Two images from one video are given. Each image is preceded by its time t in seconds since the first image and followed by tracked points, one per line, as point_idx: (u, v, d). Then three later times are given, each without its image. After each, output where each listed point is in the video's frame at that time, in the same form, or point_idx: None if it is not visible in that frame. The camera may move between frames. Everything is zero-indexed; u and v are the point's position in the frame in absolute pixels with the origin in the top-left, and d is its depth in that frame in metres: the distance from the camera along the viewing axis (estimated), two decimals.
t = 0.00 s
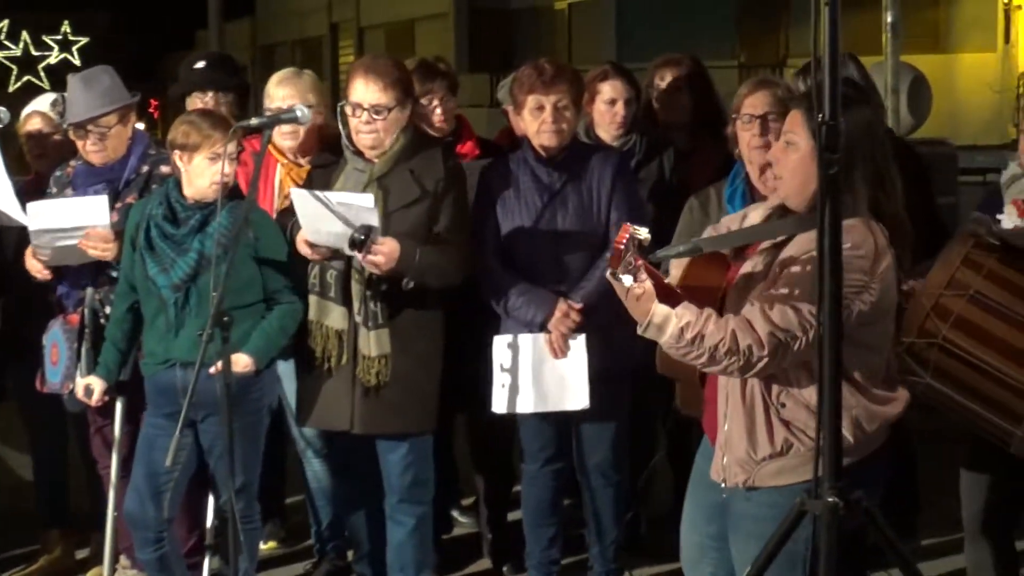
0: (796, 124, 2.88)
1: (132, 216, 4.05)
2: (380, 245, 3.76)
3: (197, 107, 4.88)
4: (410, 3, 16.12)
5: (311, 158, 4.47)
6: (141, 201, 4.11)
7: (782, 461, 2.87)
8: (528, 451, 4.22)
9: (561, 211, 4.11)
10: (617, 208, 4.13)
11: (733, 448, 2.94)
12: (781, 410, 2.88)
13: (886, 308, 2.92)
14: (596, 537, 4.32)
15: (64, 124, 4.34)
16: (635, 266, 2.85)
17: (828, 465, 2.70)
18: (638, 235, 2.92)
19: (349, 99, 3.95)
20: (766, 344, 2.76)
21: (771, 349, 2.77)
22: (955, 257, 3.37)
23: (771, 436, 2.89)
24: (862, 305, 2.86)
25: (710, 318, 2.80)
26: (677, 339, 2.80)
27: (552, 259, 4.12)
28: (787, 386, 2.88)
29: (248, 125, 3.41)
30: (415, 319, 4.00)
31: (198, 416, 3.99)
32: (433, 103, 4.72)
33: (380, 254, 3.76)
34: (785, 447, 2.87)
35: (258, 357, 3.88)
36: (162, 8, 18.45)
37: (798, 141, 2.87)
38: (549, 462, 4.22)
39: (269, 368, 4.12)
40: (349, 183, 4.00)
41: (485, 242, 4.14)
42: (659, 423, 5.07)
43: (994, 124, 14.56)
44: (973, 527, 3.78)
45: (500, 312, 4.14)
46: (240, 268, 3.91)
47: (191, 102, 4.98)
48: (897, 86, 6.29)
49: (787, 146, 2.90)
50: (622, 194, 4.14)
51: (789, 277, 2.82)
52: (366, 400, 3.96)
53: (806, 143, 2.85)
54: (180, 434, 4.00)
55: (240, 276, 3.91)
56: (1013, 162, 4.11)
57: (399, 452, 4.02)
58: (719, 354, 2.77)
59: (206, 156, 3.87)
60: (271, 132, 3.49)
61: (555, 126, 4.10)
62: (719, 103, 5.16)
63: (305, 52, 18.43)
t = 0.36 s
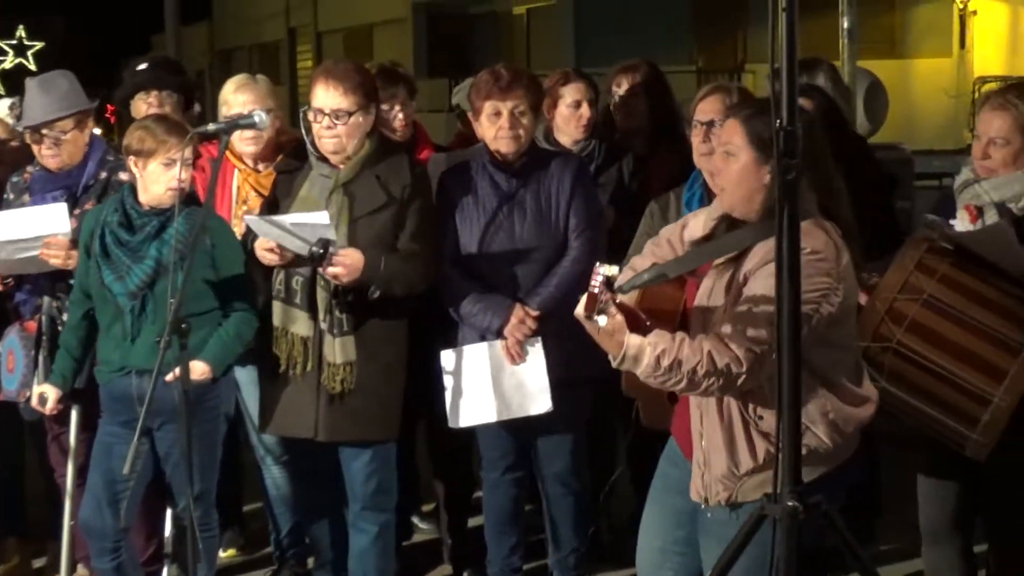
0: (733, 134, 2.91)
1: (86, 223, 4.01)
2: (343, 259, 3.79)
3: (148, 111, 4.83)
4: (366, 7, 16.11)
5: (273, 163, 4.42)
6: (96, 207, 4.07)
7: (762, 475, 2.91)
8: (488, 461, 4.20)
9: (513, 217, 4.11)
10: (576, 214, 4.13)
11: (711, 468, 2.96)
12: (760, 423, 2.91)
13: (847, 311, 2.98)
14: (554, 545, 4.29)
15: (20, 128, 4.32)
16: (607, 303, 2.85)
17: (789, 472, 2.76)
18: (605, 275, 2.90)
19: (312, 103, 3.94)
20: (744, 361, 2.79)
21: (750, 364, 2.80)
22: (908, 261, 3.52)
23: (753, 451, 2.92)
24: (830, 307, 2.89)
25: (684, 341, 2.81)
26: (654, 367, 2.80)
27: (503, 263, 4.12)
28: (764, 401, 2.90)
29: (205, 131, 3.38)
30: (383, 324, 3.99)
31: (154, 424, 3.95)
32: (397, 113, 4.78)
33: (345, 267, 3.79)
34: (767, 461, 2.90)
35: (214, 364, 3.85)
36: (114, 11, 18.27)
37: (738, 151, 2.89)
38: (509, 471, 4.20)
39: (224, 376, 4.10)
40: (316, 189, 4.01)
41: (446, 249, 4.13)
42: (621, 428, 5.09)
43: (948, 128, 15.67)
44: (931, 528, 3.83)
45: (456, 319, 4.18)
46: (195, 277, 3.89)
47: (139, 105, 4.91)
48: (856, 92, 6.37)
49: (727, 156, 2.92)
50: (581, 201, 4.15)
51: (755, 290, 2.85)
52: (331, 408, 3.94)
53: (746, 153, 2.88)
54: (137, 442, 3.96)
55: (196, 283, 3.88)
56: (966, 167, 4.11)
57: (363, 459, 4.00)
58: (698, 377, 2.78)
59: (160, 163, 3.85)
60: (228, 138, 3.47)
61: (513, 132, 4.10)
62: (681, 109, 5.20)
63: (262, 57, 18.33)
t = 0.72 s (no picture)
0: (700, 131, 2.79)
1: (46, 224, 3.85)
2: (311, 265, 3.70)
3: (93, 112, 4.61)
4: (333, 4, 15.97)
5: (244, 162, 4.28)
6: (57, 207, 3.92)
7: (752, 484, 2.80)
8: (463, 471, 4.10)
9: (483, 210, 4.00)
10: (557, 216, 4.00)
11: (701, 476, 2.84)
12: (750, 426, 2.80)
13: (834, 308, 2.86)
14: (530, 557, 4.15)
15: None
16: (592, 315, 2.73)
17: (773, 479, 2.65)
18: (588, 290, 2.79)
19: (284, 100, 3.82)
20: (734, 361, 2.71)
21: (739, 364, 2.72)
22: (891, 263, 3.47)
23: (744, 456, 2.80)
24: (815, 304, 2.78)
25: (676, 341, 2.70)
26: (646, 366, 2.68)
27: (473, 266, 4.00)
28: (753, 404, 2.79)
29: (170, 129, 3.25)
30: (359, 328, 3.87)
31: (116, 431, 3.81)
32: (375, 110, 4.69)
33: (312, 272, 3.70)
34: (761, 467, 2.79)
35: (178, 369, 3.72)
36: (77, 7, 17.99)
37: (706, 149, 2.78)
38: (485, 480, 4.10)
39: (190, 381, 3.96)
40: (290, 190, 3.87)
41: (423, 251, 4.02)
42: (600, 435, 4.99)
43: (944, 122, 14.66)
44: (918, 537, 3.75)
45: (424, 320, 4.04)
46: (160, 279, 3.75)
47: (81, 108, 4.69)
48: (838, 91, 6.32)
49: (695, 155, 2.81)
50: (562, 201, 4.01)
51: (738, 290, 2.76)
52: (306, 415, 3.82)
53: (715, 151, 2.77)
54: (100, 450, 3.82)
55: (161, 285, 3.74)
56: (950, 167, 4.03)
57: (336, 467, 3.88)
58: (689, 377, 2.67)
59: (118, 165, 3.70)
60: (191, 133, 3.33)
61: (475, 127, 3.94)
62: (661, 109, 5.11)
63: (229, 53, 18.11)
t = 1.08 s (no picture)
0: (698, 104, 2.66)
1: None
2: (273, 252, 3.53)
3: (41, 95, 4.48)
4: None
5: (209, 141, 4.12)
6: (10, 191, 3.73)
7: (720, 466, 2.64)
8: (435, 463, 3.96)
9: (453, 186, 3.83)
10: (541, 200, 3.79)
11: (664, 453, 2.68)
12: (718, 408, 2.64)
13: (813, 290, 2.69)
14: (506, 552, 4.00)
15: None
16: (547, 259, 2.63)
17: (755, 469, 2.49)
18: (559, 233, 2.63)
19: (245, 80, 3.64)
20: (699, 328, 2.53)
21: (705, 333, 2.54)
22: (878, 249, 3.29)
23: (709, 436, 2.63)
24: (790, 283, 2.61)
25: (638, 304, 2.55)
26: (605, 325, 2.53)
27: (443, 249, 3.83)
28: (721, 381, 2.64)
29: (130, 107, 3.06)
30: (325, 316, 3.71)
31: (72, 423, 3.64)
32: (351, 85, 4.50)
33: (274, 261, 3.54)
34: (728, 448, 2.63)
35: (135, 359, 3.55)
36: None
37: (702, 122, 2.65)
38: (457, 473, 3.95)
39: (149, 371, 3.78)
40: (254, 174, 3.68)
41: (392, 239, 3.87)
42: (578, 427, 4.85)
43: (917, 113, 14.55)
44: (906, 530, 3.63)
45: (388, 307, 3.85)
46: (117, 265, 3.58)
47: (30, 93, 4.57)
48: (824, 70, 6.19)
49: (689, 128, 2.67)
50: (546, 185, 3.80)
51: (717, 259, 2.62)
52: (272, 407, 3.65)
53: (710, 124, 2.63)
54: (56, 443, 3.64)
55: (117, 272, 3.58)
56: (940, 147, 3.87)
57: (302, 462, 3.72)
58: (650, 342, 2.51)
59: (49, 166, 3.53)
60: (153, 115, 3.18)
61: (443, 107, 3.77)
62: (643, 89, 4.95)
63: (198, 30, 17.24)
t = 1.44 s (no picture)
0: (641, 105, 2.66)
1: None
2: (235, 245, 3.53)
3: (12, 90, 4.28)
4: None
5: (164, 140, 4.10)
6: None
7: (660, 455, 2.66)
8: (396, 455, 3.96)
9: (409, 179, 3.82)
10: (499, 191, 3.82)
11: (610, 442, 2.70)
12: (660, 397, 2.66)
13: (761, 281, 2.71)
14: (467, 542, 4.02)
15: None
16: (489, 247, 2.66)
17: (710, 457, 2.51)
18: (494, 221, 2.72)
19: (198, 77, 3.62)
20: (634, 316, 2.53)
21: (641, 320, 2.53)
22: (835, 237, 3.28)
23: (652, 426, 2.66)
24: (732, 273, 2.64)
25: (575, 291, 2.59)
26: (540, 308, 2.57)
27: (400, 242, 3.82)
28: (665, 368, 2.66)
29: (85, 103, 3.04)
30: (285, 311, 3.71)
31: (30, 419, 3.62)
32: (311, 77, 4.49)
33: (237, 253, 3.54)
34: (670, 435, 2.65)
35: (92, 355, 3.55)
36: None
37: (648, 121, 2.65)
38: (418, 465, 3.96)
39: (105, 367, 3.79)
40: (207, 168, 3.69)
41: (350, 234, 3.86)
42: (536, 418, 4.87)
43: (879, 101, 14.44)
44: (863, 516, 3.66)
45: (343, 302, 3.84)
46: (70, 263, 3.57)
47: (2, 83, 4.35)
48: (779, 58, 6.28)
49: (637, 129, 2.68)
50: (501, 177, 3.83)
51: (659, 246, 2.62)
52: (233, 402, 3.64)
53: (657, 124, 2.64)
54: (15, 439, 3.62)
55: (71, 269, 3.57)
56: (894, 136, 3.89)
57: (263, 454, 3.71)
58: (585, 330, 2.55)
59: None
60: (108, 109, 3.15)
61: (396, 101, 3.76)
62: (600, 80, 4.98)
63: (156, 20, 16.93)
